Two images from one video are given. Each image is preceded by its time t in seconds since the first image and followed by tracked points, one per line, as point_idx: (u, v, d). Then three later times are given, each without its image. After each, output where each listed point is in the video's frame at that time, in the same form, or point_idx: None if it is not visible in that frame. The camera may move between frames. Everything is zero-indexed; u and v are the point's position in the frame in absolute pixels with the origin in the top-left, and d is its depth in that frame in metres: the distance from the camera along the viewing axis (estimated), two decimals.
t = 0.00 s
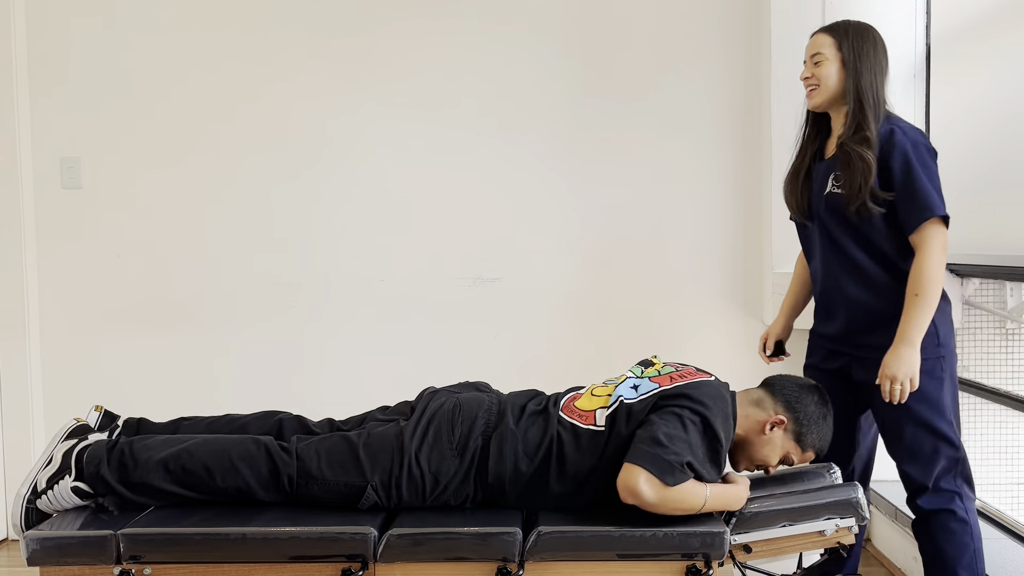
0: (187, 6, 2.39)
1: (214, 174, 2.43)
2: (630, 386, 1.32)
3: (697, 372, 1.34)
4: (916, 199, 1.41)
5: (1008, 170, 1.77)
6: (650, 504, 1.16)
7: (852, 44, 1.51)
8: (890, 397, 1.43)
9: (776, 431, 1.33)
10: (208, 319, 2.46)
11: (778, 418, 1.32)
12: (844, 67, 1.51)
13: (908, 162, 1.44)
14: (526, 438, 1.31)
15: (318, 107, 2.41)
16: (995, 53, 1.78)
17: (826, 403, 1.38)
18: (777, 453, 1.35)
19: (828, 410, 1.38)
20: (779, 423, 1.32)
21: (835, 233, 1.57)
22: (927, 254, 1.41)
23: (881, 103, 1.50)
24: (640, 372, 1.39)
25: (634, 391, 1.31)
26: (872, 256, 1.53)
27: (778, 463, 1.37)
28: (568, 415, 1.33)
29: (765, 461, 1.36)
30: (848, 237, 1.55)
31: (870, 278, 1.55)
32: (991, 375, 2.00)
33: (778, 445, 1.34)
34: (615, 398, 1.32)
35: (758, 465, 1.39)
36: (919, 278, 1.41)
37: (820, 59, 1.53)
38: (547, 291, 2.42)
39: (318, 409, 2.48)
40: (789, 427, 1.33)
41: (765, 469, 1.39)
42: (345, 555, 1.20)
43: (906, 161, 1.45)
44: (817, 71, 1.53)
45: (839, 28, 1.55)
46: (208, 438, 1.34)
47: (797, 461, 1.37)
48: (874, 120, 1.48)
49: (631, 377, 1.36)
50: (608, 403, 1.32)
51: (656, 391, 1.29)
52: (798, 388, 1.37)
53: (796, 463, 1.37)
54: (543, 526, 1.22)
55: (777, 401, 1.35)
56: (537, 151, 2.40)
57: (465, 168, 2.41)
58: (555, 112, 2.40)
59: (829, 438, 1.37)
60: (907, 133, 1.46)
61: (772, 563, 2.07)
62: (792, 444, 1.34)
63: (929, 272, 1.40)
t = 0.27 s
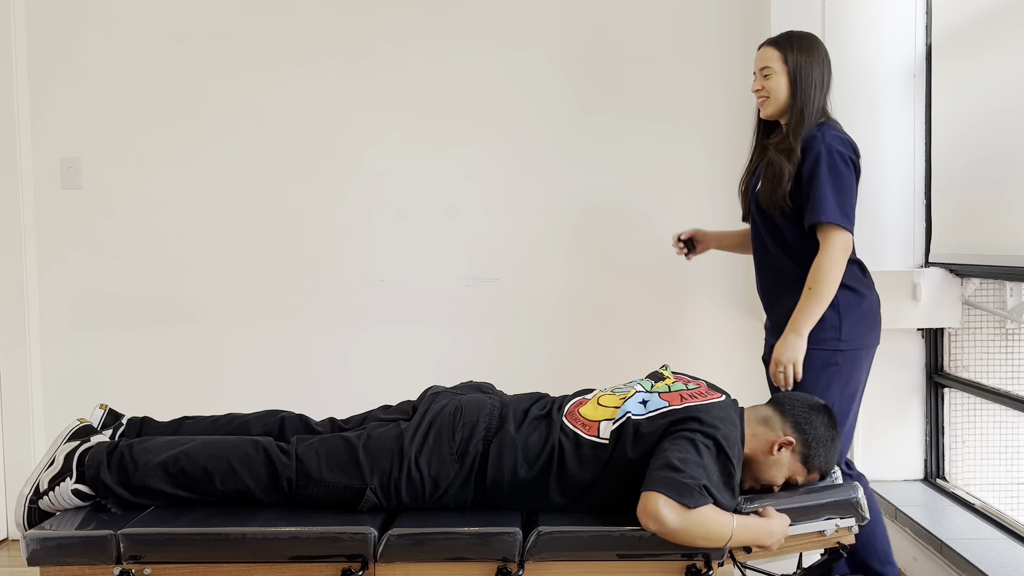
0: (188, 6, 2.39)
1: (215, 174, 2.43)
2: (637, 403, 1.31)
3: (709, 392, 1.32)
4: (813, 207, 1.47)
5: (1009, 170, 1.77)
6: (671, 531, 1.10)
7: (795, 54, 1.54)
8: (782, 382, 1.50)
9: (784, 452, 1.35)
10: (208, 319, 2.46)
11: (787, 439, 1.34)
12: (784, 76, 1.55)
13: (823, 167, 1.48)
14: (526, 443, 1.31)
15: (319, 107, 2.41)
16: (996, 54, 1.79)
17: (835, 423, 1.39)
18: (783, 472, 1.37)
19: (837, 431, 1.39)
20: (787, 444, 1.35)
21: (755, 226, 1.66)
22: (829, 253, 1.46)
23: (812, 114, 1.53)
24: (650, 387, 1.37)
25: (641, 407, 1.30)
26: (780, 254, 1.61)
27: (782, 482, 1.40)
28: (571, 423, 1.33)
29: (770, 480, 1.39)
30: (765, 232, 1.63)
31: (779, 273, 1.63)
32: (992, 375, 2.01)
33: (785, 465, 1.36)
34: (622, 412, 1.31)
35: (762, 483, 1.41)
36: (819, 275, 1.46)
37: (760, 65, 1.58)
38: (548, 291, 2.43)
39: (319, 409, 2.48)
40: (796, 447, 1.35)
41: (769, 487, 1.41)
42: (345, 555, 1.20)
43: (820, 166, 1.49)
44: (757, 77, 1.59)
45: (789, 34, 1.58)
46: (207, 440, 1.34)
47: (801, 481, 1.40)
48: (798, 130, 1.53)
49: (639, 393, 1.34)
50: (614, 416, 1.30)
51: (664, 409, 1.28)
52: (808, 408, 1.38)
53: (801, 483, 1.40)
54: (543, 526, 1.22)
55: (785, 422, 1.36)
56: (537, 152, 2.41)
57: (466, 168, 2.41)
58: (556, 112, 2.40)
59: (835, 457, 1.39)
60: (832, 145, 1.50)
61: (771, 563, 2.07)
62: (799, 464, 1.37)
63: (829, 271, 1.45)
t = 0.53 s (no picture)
0: (188, 6, 2.39)
1: (215, 174, 2.43)
2: (645, 411, 1.30)
3: (718, 402, 1.31)
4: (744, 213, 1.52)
5: (1008, 170, 1.77)
6: (707, 562, 1.07)
7: (735, 68, 1.59)
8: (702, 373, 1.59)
9: (784, 463, 1.38)
10: (208, 319, 2.46)
11: (788, 451, 1.37)
12: (725, 88, 1.60)
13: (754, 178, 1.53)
14: (527, 442, 1.30)
15: (319, 107, 2.41)
16: (996, 53, 1.79)
17: (836, 437, 1.42)
18: (781, 482, 1.40)
19: (838, 445, 1.42)
20: (788, 456, 1.37)
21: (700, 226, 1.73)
22: (760, 257, 1.50)
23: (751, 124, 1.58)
24: (657, 393, 1.36)
25: (649, 415, 1.29)
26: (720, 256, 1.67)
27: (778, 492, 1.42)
28: (573, 425, 1.32)
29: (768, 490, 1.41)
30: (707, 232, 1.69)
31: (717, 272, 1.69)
32: (992, 375, 2.01)
33: (784, 476, 1.39)
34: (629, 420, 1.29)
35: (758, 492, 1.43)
36: (748, 277, 1.50)
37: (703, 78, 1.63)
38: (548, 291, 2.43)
39: (319, 409, 2.48)
40: (796, 459, 1.38)
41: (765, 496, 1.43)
42: (345, 555, 1.20)
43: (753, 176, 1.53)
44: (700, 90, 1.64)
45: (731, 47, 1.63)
46: (208, 440, 1.34)
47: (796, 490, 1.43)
48: (736, 139, 1.58)
49: (648, 399, 1.33)
50: (617, 421, 1.30)
51: (672, 418, 1.27)
52: (811, 421, 1.40)
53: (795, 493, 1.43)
54: (543, 526, 1.22)
55: (788, 433, 1.38)
56: (537, 152, 2.41)
57: (466, 168, 2.41)
58: (556, 112, 2.40)
59: (834, 471, 1.42)
60: (766, 155, 1.54)
61: (771, 563, 2.06)
62: (797, 475, 1.40)
63: (759, 275, 1.50)
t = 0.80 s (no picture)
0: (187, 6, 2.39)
1: (215, 174, 2.43)
2: (655, 415, 1.29)
3: (725, 406, 1.32)
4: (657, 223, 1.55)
5: (1007, 170, 1.77)
6: None
7: (650, 77, 1.60)
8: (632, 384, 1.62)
9: (783, 464, 1.38)
10: (208, 319, 2.46)
11: (787, 453, 1.37)
12: (640, 98, 1.62)
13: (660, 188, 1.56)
14: (527, 440, 1.30)
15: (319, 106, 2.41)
16: (995, 52, 1.78)
17: (835, 436, 1.42)
18: (781, 483, 1.40)
19: (837, 444, 1.42)
20: (787, 457, 1.37)
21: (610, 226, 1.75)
22: (676, 271, 1.54)
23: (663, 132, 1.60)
24: (664, 397, 1.35)
25: (659, 419, 1.28)
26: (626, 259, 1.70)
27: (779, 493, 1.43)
28: (574, 424, 1.32)
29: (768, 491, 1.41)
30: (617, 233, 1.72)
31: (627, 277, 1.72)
32: (992, 375, 2.00)
33: (784, 477, 1.39)
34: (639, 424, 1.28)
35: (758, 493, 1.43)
36: (666, 290, 1.54)
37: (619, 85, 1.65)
38: (548, 291, 2.42)
39: (319, 409, 2.48)
40: (796, 460, 1.38)
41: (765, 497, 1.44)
42: (345, 555, 1.20)
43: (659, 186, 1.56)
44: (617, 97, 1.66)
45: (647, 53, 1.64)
46: (209, 440, 1.34)
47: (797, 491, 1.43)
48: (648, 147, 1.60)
49: (657, 403, 1.32)
50: (619, 420, 1.30)
51: (684, 423, 1.26)
52: (809, 421, 1.40)
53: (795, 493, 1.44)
54: (543, 526, 1.22)
55: (786, 435, 1.38)
56: (537, 152, 2.41)
57: (466, 168, 2.41)
58: (556, 111, 2.40)
59: (834, 471, 1.42)
60: (674, 164, 1.56)
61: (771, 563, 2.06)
62: (797, 475, 1.40)
63: (676, 288, 1.54)
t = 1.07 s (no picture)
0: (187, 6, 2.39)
1: (215, 174, 2.43)
2: (666, 421, 1.28)
3: (738, 408, 1.32)
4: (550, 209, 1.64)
5: (1006, 169, 1.76)
6: None
7: (561, 74, 1.70)
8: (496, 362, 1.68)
9: (783, 466, 1.38)
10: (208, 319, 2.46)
11: (786, 454, 1.37)
12: (555, 94, 1.71)
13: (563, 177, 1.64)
14: (527, 439, 1.30)
15: (318, 106, 2.41)
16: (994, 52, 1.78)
17: (834, 437, 1.42)
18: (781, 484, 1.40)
19: (837, 445, 1.43)
20: (786, 459, 1.37)
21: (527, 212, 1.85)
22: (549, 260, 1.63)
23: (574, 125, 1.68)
24: (674, 402, 1.34)
25: (670, 425, 1.28)
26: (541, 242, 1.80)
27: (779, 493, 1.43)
28: (576, 423, 1.31)
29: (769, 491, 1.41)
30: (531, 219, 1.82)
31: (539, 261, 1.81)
32: (991, 375, 2.00)
33: (784, 478, 1.39)
34: (649, 430, 1.28)
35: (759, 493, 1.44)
36: (537, 276, 1.63)
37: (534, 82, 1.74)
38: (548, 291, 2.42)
39: (318, 410, 2.48)
40: (795, 461, 1.38)
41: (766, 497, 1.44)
42: (345, 555, 1.20)
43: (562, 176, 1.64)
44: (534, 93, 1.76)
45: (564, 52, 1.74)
46: (209, 440, 1.34)
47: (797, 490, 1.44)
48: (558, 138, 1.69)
49: (668, 409, 1.32)
50: (622, 422, 1.30)
51: (696, 431, 1.26)
52: (808, 422, 1.40)
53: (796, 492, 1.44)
54: (543, 526, 1.22)
55: (786, 436, 1.38)
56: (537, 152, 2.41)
57: (466, 168, 2.41)
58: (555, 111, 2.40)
59: (835, 472, 1.42)
60: (581, 157, 1.64)
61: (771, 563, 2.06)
62: (797, 476, 1.40)
63: (548, 275, 1.62)
